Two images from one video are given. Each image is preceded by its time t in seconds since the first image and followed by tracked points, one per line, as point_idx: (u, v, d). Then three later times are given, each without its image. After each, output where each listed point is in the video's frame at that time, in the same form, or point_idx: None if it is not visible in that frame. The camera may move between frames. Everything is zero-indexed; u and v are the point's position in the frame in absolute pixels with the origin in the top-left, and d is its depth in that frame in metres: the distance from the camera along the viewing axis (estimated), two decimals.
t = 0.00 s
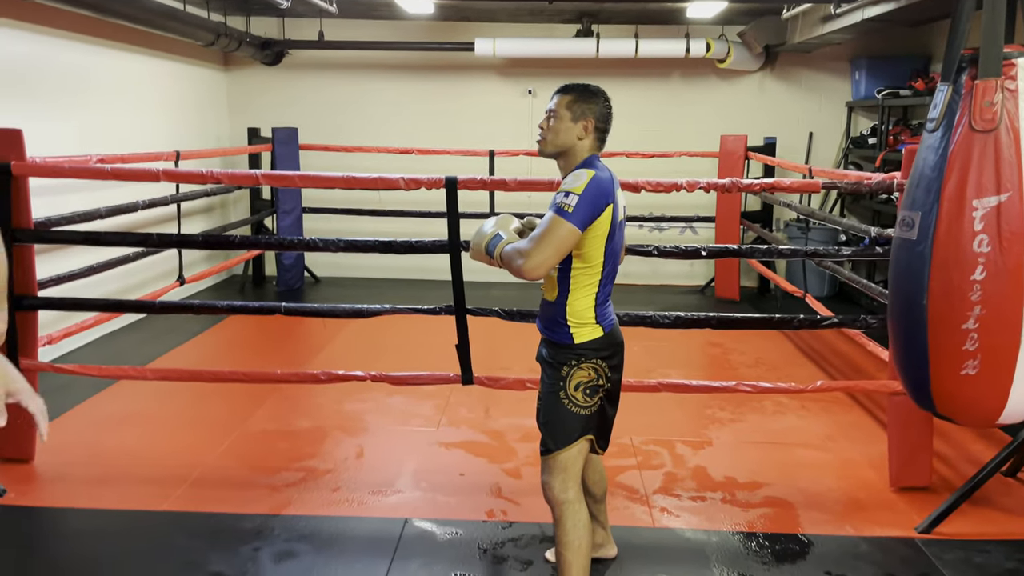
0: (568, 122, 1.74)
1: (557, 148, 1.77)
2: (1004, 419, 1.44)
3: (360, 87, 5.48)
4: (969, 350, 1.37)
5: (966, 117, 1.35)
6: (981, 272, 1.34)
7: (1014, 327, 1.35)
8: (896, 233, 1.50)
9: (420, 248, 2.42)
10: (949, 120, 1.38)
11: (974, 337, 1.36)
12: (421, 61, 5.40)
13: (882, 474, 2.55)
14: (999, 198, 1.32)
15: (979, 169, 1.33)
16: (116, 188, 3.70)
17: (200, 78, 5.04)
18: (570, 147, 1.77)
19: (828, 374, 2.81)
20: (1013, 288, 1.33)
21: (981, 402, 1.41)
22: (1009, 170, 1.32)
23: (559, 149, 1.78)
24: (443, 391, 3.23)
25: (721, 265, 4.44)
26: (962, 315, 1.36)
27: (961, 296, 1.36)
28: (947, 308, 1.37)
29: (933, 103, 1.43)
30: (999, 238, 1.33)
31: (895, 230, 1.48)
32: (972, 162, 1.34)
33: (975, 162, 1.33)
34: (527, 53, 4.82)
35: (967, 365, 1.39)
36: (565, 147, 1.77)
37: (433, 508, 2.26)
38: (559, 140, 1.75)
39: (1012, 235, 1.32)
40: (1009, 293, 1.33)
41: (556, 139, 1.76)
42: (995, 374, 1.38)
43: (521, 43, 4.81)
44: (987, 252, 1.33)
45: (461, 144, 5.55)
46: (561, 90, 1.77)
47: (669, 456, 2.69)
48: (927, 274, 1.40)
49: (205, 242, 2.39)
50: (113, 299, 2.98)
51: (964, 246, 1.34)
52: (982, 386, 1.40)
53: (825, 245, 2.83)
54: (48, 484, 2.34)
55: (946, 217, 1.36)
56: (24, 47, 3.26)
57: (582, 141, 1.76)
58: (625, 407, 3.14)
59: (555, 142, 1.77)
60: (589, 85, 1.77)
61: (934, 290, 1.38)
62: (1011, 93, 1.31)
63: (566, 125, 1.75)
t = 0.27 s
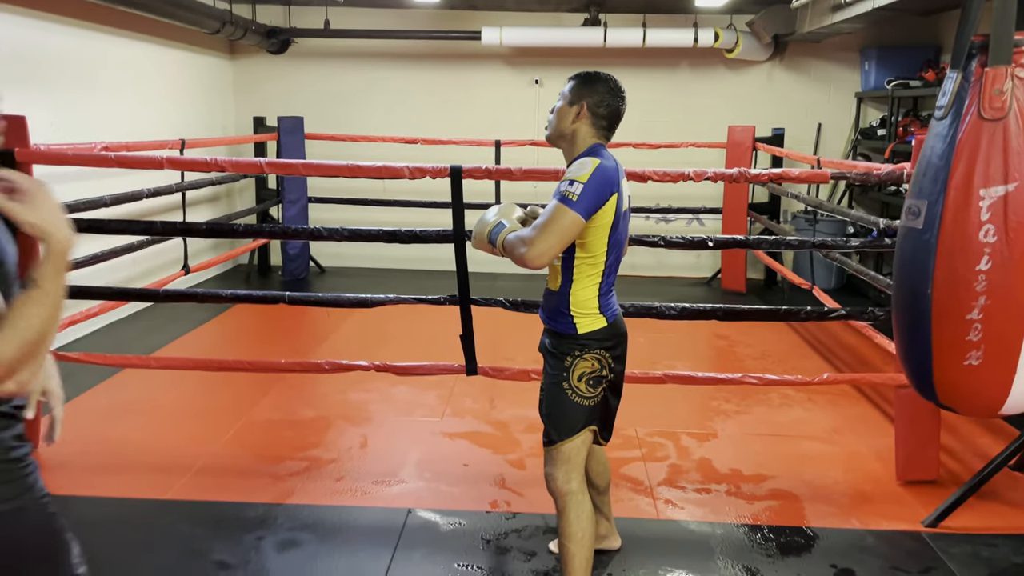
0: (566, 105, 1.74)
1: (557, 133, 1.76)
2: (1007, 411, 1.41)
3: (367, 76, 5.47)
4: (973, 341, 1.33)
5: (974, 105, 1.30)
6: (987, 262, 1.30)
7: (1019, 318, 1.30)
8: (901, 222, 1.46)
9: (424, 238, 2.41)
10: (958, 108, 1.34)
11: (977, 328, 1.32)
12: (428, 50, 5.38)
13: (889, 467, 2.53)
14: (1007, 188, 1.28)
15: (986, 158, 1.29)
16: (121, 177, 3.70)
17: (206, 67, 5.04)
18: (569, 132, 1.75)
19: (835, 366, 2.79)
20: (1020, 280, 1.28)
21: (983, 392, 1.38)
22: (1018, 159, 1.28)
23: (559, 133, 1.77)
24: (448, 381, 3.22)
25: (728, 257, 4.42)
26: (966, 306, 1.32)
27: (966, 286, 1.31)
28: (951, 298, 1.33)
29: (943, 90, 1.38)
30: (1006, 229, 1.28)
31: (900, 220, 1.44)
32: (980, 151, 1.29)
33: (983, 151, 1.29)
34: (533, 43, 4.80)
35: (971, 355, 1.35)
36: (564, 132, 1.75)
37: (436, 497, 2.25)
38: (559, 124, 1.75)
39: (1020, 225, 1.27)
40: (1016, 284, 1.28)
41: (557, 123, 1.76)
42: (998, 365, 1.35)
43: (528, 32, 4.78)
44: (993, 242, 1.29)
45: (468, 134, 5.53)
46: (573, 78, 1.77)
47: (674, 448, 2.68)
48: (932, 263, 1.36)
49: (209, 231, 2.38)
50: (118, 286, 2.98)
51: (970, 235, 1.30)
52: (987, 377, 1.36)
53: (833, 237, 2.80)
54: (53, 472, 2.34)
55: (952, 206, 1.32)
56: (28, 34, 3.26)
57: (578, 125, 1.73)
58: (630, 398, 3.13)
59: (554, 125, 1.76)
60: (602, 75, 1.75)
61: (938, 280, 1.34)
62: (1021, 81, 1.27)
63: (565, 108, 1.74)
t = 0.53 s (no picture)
0: (576, 107, 1.72)
1: (569, 134, 1.75)
2: (994, 403, 1.44)
3: (372, 69, 5.47)
4: (962, 333, 1.36)
5: (970, 97, 1.34)
6: (978, 254, 1.33)
7: (1007, 310, 1.34)
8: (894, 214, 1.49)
9: (428, 230, 2.41)
10: (954, 100, 1.37)
11: (967, 320, 1.35)
12: (434, 43, 5.37)
13: (893, 461, 2.53)
14: (1000, 180, 1.32)
15: (980, 151, 1.32)
16: (128, 169, 3.73)
17: (213, 60, 5.05)
18: (581, 132, 1.74)
19: (840, 360, 2.79)
20: (1009, 272, 1.32)
21: (972, 385, 1.41)
22: (1011, 152, 1.31)
23: (569, 134, 1.76)
24: (453, 373, 3.24)
25: (734, 250, 4.41)
26: (956, 298, 1.35)
27: (957, 278, 1.35)
28: (942, 290, 1.36)
29: (939, 82, 1.42)
30: (998, 221, 1.32)
31: (894, 211, 1.47)
32: (974, 143, 1.33)
33: (978, 143, 1.32)
34: (539, 35, 4.78)
35: (960, 348, 1.38)
36: (576, 132, 1.74)
37: (440, 489, 2.27)
38: (570, 126, 1.73)
39: (1011, 218, 1.31)
40: (1005, 276, 1.32)
41: (565, 125, 1.75)
42: (987, 358, 1.37)
43: (534, 25, 4.77)
44: (985, 235, 1.33)
45: (473, 127, 5.52)
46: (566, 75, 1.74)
47: (678, 441, 2.68)
48: (924, 255, 1.39)
49: (214, 224, 2.39)
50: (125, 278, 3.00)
51: (962, 227, 1.34)
52: (976, 370, 1.39)
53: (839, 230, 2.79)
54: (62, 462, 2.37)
55: (945, 197, 1.36)
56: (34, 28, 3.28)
57: (592, 123, 1.74)
58: (635, 391, 3.14)
59: (566, 128, 1.75)
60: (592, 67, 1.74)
61: (929, 272, 1.38)
62: (1017, 73, 1.30)
63: (573, 109, 1.73)
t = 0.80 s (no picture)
0: (577, 112, 1.69)
1: (568, 140, 1.72)
2: (992, 398, 1.50)
3: (383, 67, 5.48)
4: (962, 327, 1.42)
5: (975, 90, 1.38)
6: (979, 249, 1.38)
7: (1006, 305, 1.39)
8: (896, 208, 1.53)
9: (440, 228, 2.42)
10: (959, 93, 1.41)
11: (968, 315, 1.41)
12: (444, 41, 5.37)
13: (907, 458, 2.52)
14: (1002, 175, 1.36)
15: (984, 146, 1.37)
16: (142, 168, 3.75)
17: (225, 59, 5.08)
18: (581, 137, 1.72)
19: (853, 357, 2.78)
20: (1010, 267, 1.37)
21: (972, 378, 1.47)
22: (1014, 147, 1.36)
23: (569, 140, 1.73)
24: (465, 370, 3.24)
25: (746, 247, 4.39)
26: (958, 293, 1.40)
27: (959, 273, 1.39)
28: (944, 285, 1.41)
29: (944, 76, 1.45)
30: (999, 216, 1.36)
31: (896, 204, 1.51)
32: (979, 137, 1.37)
33: (981, 137, 1.37)
34: (549, 32, 4.78)
35: (960, 343, 1.43)
36: (576, 137, 1.72)
37: (452, 486, 2.27)
38: (569, 132, 1.70)
39: (1012, 214, 1.36)
40: (1005, 272, 1.37)
41: (566, 131, 1.72)
42: (986, 352, 1.43)
43: (544, 21, 4.76)
44: (987, 230, 1.37)
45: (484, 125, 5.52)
46: (560, 78, 1.71)
47: (690, 438, 2.68)
48: (925, 250, 1.43)
49: (227, 222, 2.41)
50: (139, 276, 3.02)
51: (964, 221, 1.38)
52: (974, 365, 1.45)
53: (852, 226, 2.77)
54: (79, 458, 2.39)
55: (948, 191, 1.40)
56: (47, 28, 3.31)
57: (593, 128, 1.72)
58: (647, 388, 3.13)
59: (566, 133, 1.72)
60: (586, 68, 1.72)
61: (931, 267, 1.42)
62: (1021, 67, 1.35)
63: (573, 114, 1.69)
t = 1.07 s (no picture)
0: (570, 134, 1.55)
1: (558, 164, 1.57)
2: (996, 405, 1.49)
3: (387, 75, 5.49)
4: (967, 333, 1.41)
5: (981, 95, 1.38)
6: (985, 254, 1.38)
7: (1011, 311, 1.39)
8: (900, 213, 1.52)
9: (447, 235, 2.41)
10: (964, 98, 1.41)
11: (973, 320, 1.40)
12: (449, 48, 5.38)
13: (915, 463, 2.51)
14: (1008, 180, 1.36)
15: (990, 150, 1.36)
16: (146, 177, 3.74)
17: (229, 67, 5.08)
18: (571, 161, 1.59)
19: (859, 362, 2.77)
20: (1015, 272, 1.37)
21: (976, 385, 1.46)
22: (1019, 152, 1.36)
23: (559, 164, 1.59)
24: (471, 378, 3.23)
25: (751, 252, 4.39)
26: (963, 298, 1.39)
27: (964, 278, 1.39)
28: (949, 291, 1.40)
29: (949, 81, 1.45)
30: (1005, 221, 1.36)
31: (900, 209, 1.50)
32: (984, 142, 1.37)
33: (987, 142, 1.37)
34: (553, 39, 4.79)
35: (964, 348, 1.43)
36: (568, 161, 1.58)
37: (460, 494, 2.26)
38: (561, 154, 1.56)
39: (1018, 219, 1.36)
40: (1010, 277, 1.37)
41: (556, 155, 1.57)
42: (990, 358, 1.43)
43: (548, 28, 4.78)
44: (993, 234, 1.37)
45: (488, 131, 5.53)
46: (550, 97, 1.56)
47: (698, 444, 2.67)
48: (930, 255, 1.42)
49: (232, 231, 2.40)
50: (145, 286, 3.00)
51: (971, 226, 1.37)
52: (978, 372, 1.45)
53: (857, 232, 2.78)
54: (84, 468, 2.37)
55: (954, 196, 1.39)
56: (50, 36, 3.30)
57: (584, 152, 1.59)
58: (654, 395, 3.12)
59: (556, 157, 1.57)
60: (575, 85, 1.59)
61: (936, 272, 1.41)
62: None
63: (566, 136, 1.56)
